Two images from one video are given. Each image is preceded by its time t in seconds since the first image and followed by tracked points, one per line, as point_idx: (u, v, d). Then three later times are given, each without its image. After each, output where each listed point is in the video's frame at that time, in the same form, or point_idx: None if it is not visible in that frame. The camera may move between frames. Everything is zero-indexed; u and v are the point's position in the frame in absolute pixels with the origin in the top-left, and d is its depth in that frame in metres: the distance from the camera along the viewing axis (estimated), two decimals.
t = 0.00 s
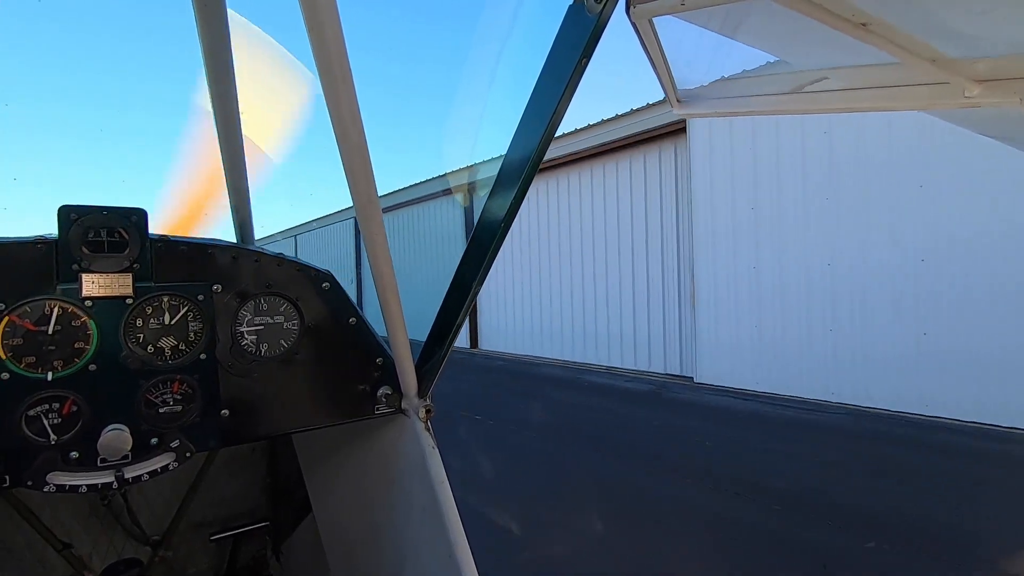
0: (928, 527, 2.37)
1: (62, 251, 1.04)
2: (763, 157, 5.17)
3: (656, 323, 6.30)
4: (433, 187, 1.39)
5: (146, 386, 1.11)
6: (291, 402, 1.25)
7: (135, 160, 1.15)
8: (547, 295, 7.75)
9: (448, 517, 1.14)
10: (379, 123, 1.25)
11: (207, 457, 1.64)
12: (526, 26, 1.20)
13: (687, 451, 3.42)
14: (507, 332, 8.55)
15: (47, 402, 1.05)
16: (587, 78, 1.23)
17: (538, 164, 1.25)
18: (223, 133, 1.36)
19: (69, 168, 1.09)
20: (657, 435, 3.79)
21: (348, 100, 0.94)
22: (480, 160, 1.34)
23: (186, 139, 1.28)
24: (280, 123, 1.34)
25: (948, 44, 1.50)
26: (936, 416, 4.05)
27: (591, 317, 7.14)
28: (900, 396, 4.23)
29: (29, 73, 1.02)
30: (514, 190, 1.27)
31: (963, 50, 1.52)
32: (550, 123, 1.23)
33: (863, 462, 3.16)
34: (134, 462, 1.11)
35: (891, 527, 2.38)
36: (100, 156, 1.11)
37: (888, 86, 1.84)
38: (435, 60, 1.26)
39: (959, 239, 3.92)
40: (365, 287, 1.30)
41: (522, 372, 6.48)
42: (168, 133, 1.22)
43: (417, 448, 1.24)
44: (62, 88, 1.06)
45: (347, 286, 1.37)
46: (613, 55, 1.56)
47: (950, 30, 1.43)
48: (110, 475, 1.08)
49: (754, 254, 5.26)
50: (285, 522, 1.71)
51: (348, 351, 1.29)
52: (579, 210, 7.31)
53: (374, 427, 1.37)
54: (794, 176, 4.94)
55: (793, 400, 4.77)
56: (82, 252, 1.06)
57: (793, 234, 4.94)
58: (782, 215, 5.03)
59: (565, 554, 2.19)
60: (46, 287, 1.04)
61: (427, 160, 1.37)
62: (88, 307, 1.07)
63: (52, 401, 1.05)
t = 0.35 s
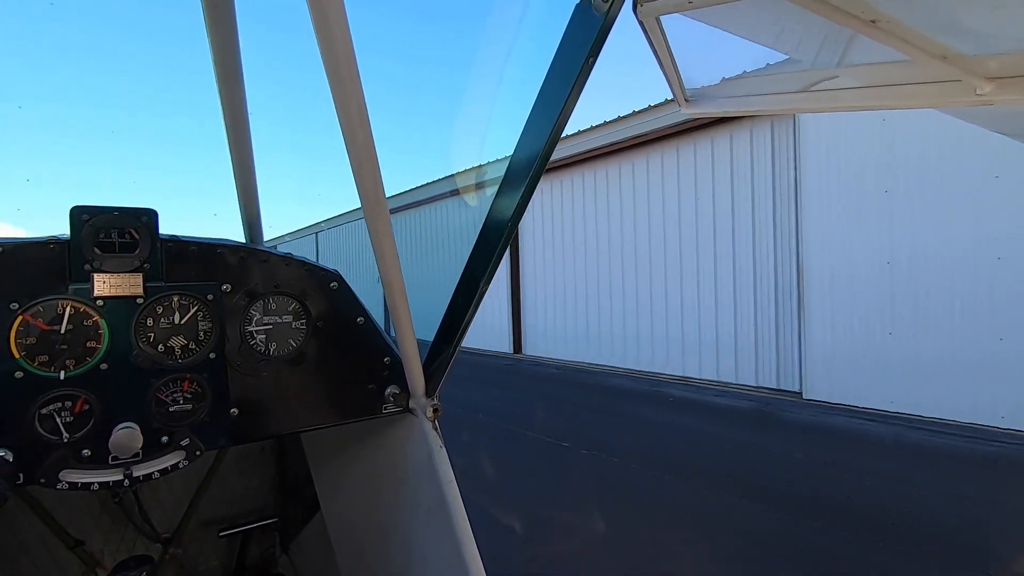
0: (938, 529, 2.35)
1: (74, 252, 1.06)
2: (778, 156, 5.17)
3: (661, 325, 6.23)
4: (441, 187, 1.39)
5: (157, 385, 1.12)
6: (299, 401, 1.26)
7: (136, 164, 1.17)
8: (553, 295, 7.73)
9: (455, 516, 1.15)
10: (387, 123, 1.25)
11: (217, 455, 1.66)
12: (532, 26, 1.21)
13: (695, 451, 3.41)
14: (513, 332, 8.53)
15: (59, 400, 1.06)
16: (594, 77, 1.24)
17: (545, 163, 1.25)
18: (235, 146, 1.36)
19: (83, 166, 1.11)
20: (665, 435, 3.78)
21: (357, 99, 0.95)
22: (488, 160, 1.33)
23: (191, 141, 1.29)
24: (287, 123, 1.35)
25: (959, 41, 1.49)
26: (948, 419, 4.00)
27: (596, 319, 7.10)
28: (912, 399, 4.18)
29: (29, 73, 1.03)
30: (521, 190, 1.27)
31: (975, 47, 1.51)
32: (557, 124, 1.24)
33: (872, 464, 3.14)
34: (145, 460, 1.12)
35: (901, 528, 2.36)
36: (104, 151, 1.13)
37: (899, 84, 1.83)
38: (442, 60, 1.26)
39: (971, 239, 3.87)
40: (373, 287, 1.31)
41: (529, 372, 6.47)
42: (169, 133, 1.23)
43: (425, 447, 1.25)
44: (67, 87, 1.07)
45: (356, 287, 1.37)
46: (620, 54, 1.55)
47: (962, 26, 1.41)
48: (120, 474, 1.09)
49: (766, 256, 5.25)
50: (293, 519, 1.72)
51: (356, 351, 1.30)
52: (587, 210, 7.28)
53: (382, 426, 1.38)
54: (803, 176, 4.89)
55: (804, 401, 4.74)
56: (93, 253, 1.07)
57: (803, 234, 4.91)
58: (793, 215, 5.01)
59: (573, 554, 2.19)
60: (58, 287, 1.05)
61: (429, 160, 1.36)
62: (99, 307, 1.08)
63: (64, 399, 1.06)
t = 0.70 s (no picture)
0: (944, 529, 2.34)
1: (79, 252, 1.06)
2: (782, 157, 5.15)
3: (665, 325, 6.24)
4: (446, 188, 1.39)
5: (161, 385, 1.13)
6: (302, 400, 1.26)
7: (143, 167, 1.18)
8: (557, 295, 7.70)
9: (459, 518, 1.15)
10: (391, 122, 1.25)
11: (222, 454, 1.66)
12: (536, 25, 1.21)
13: (699, 452, 3.40)
14: (515, 332, 8.53)
15: (64, 400, 1.07)
16: (597, 76, 1.24)
17: (549, 163, 1.25)
18: (239, 148, 1.37)
19: (86, 166, 1.11)
20: (670, 435, 3.77)
21: (360, 100, 0.95)
22: (492, 160, 1.34)
23: (193, 141, 1.29)
24: (290, 122, 1.35)
25: (966, 37, 1.48)
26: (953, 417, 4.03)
27: (600, 319, 7.11)
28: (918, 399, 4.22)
29: (29, 73, 1.03)
30: (524, 189, 1.27)
31: (981, 44, 1.50)
32: (560, 123, 1.24)
33: (878, 464, 3.12)
34: (149, 459, 1.12)
35: (906, 528, 2.35)
36: (109, 150, 1.14)
37: (905, 82, 1.81)
38: (445, 59, 1.26)
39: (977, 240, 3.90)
40: (377, 287, 1.30)
41: (533, 373, 6.46)
42: (173, 133, 1.23)
43: (428, 447, 1.25)
44: (69, 87, 1.07)
45: (360, 286, 1.37)
46: (625, 51, 1.54)
47: (967, 23, 1.41)
48: (123, 473, 1.09)
49: (769, 256, 5.25)
50: (297, 518, 1.73)
51: (359, 350, 1.30)
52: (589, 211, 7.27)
53: (385, 426, 1.38)
54: (813, 178, 4.92)
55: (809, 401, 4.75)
56: (98, 253, 1.07)
57: (812, 235, 4.93)
58: (800, 216, 5.02)
59: (577, 553, 2.18)
60: (63, 288, 1.05)
61: (430, 159, 1.36)
62: (104, 307, 1.08)
63: (69, 398, 1.07)
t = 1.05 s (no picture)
0: (946, 529, 2.33)
1: (81, 252, 1.06)
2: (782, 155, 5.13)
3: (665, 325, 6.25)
4: (448, 189, 1.41)
5: (163, 384, 1.13)
6: (304, 400, 1.26)
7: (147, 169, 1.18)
8: (558, 294, 7.70)
9: (461, 517, 1.15)
10: (392, 121, 1.25)
11: (224, 454, 1.66)
12: (538, 24, 1.20)
13: (700, 451, 3.39)
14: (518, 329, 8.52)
15: (67, 400, 1.07)
16: (600, 75, 1.22)
17: (551, 163, 1.24)
18: (240, 142, 1.37)
19: (88, 166, 1.11)
20: (670, 434, 3.77)
21: (361, 99, 0.95)
22: (493, 161, 1.34)
23: (197, 140, 1.29)
24: (292, 121, 1.36)
25: (968, 39, 1.47)
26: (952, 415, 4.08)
27: (599, 320, 7.09)
28: (919, 398, 4.26)
29: (34, 73, 1.03)
30: (526, 189, 1.27)
31: (983, 48, 1.50)
32: (561, 125, 1.23)
33: (879, 463, 3.12)
34: (151, 459, 1.12)
35: (908, 528, 2.35)
36: (113, 150, 1.14)
37: (907, 87, 1.80)
38: (447, 58, 1.26)
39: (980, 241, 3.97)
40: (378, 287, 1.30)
41: (530, 372, 6.42)
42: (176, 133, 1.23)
43: (430, 447, 1.25)
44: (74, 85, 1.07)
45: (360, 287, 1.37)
46: (627, 52, 1.55)
47: (970, 24, 1.40)
48: (125, 472, 1.09)
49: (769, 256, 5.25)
50: (298, 518, 1.72)
51: (361, 350, 1.30)
52: (588, 211, 7.24)
53: (387, 426, 1.38)
54: (813, 177, 4.91)
55: (808, 401, 4.74)
56: (100, 253, 1.07)
57: (812, 234, 4.93)
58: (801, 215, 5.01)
59: (577, 552, 2.18)
60: (66, 288, 1.05)
61: (430, 159, 1.37)
62: (106, 307, 1.09)
63: (72, 398, 1.07)
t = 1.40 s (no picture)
0: (950, 530, 2.32)
1: (86, 252, 1.07)
2: (787, 154, 5.12)
3: (668, 324, 6.23)
4: (450, 189, 1.42)
5: (167, 384, 1.13)
6: (307, 400, 1.27)
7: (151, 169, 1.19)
8: (561, 295, 7.71)
9: (464, 517, 1.15)
10: (395, 122, 1.25)
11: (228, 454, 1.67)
12: (541, 24, 1.19)
13: (703, 451, 3.39)
14: (523, 328, 8.47)
15: (72, 399, 1.07)
16: (602, 75, 1.23)
17: (554, 162, 1.25)
18: (243, 139, 1.37)
19: (92, 167, 1.12)
20: (674, 434, 3.76)
21: (363, 98, 0.95)
22: (497, 161, 1.34)
23: (201, 138, 1.30)
24: (295, 122, 1.36)
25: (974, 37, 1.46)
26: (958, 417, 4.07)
27: (603, 319, 7.06)
28: (924, 398, 4.24)
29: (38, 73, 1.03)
30: (529, 189, 1.27)
31: (989, 45, 1.48)
32: (565, 123, 1.23)
33: (884, 463, 3.11)
34: (156, 458, 1.13)
35: (912, 529, 2.34)
36: (117, 150, 1.14)
37: (914, 83, 1.79)
38: (450, 58, 1.26)
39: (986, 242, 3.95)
40: (382, 287, 1.30)
41: (534, 371, 6.41)
42: (179, 133, 1.23)
43: (432, 447, 1.25)
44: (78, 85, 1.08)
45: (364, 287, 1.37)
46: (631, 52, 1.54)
47: (974, 22, 1.40)
48: (130, 471, 1.10)
49: (774, 255, 5.24)
50: (302, 518, 1.73)
51: (364, 350, 1.30)
52: (592, 210, 7.24)
53: (390, 426, 1.38)
54: (818, 176, 4.90)
55: (812, 401, 4.72)
56: (105, 253, 1.08)
57: (818, 234, 4.92)
58: (806, 215, 4.99)
59: (579, 552, 2.17)
60: (71, 287, 1.06)
61: (434, 160, 1.37)
62: (111, 307, 1.09)
63: (77, 397, 1.08)
